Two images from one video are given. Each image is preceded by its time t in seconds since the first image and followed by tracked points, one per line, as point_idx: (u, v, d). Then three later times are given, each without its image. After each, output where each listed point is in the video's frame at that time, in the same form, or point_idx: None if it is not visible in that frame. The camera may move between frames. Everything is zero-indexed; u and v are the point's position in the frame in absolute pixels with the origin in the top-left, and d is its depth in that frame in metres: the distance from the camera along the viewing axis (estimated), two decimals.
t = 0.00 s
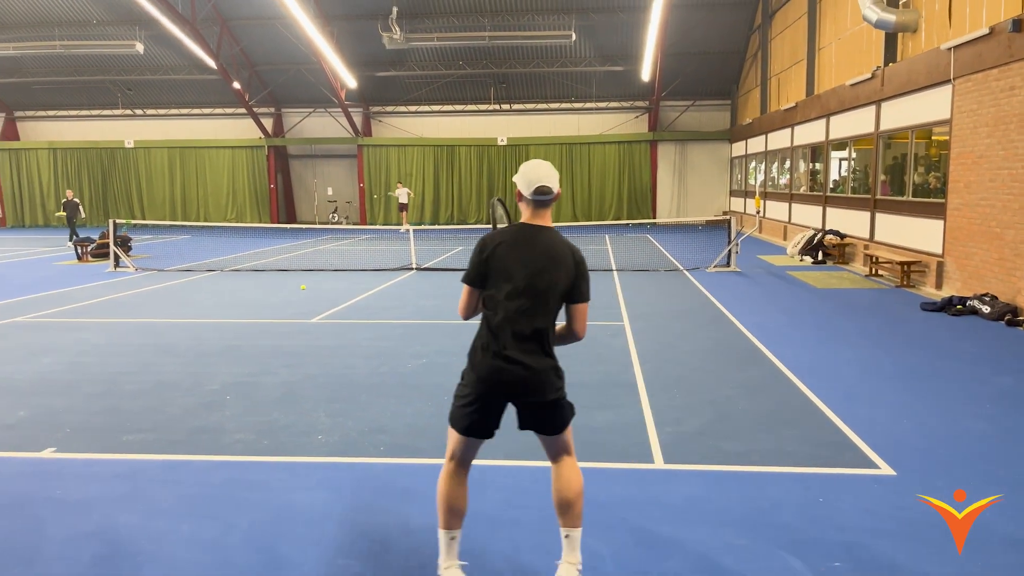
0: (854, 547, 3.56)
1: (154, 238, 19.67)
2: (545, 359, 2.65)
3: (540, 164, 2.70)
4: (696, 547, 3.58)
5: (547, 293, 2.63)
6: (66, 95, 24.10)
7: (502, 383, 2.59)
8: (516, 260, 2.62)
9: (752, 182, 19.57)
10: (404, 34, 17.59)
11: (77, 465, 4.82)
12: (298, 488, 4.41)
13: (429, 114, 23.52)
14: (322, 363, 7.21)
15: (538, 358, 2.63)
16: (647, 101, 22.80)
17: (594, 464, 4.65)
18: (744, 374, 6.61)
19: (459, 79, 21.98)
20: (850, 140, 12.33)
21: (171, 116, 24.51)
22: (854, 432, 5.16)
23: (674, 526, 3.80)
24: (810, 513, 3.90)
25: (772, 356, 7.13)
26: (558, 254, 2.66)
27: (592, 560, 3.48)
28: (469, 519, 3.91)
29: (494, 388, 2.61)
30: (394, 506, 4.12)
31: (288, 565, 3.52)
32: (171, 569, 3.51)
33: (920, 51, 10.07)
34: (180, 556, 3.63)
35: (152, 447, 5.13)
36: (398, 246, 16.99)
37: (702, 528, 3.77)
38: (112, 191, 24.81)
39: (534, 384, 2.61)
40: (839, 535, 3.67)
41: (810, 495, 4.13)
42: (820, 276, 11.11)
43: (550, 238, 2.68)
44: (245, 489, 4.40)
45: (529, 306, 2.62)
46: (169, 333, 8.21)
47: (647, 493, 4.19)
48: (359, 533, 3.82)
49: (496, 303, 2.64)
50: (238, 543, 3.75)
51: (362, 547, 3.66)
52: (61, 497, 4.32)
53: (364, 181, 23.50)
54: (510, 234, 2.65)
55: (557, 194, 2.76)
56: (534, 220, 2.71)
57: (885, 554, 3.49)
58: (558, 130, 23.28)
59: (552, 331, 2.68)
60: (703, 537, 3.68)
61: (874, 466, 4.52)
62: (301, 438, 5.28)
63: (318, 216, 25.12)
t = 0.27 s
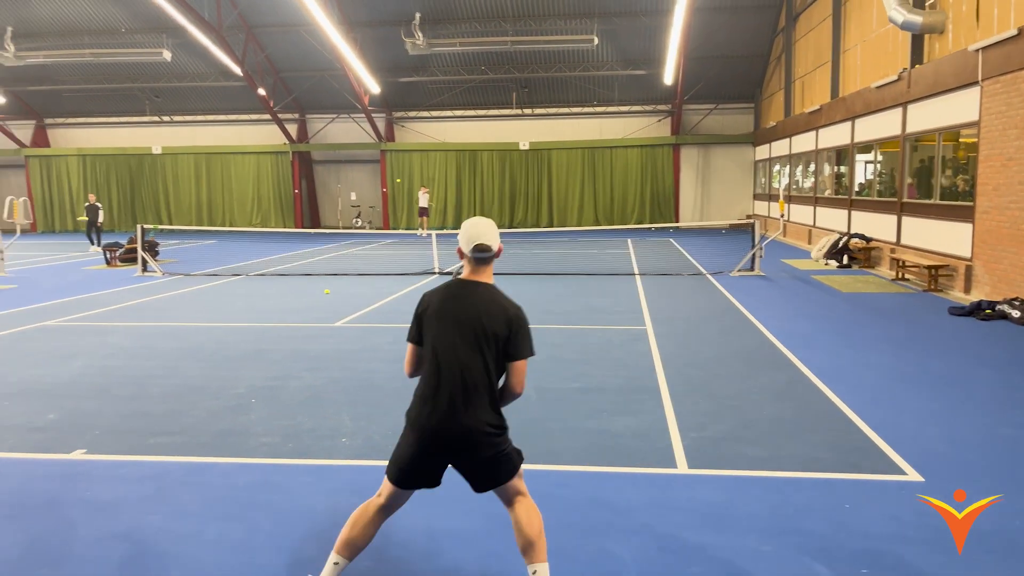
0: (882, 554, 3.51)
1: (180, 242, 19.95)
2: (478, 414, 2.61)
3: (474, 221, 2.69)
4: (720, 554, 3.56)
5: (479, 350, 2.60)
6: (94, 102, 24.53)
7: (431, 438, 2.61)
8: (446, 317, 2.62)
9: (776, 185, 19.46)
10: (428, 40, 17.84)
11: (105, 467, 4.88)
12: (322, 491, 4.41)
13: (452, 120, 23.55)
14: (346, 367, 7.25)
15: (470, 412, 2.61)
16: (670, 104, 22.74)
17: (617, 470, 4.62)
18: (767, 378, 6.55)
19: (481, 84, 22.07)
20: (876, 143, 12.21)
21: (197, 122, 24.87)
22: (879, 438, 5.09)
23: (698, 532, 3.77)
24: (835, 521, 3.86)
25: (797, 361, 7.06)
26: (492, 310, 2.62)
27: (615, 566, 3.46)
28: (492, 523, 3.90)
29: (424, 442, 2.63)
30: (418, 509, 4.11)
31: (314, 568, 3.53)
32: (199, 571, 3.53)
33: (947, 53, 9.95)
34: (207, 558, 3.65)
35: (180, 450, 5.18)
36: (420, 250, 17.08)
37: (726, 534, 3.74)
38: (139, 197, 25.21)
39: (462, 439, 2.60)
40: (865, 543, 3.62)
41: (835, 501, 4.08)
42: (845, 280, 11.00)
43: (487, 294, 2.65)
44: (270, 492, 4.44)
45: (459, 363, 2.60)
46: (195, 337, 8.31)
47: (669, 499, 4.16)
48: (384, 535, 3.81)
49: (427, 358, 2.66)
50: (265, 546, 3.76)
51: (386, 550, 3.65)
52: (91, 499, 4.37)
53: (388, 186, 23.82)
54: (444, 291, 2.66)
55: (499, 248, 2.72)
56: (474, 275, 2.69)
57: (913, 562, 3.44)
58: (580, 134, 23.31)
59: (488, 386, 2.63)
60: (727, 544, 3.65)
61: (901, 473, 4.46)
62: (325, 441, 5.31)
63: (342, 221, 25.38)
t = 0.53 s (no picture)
0: (914, 560, 3.45)
1: (208, 246, 20.21)
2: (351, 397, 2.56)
3: (384, 205, 2.69)
4: (748, 558, 3.50)
5: (361, 331, 2.57)
6: (124, 108, 24.93)
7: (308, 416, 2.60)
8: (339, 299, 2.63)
9: (803, 187, 19.29)
10: (452, 43, 17.83)
11: (137, 467, 4.80)
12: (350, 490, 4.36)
13: (476, 123, 23.80)
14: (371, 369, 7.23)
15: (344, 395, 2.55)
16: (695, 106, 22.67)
17: (644, 473, 4.56)
18: (796, 382, 6.45)
19: (505, 87, 22.14)
20: (905, 144, 12.07)
21: (225, 126, 25.18)
22: (910, 443, 5.00)
23: (727, 536, 3.71)
24: (867, 526, 3.78)
25: (825, 365, 6.95)
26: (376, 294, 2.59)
27: (643, 570, 3.41)
28: (519, 527, 3.86)
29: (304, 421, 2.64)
30: (444, 511, 4.07)
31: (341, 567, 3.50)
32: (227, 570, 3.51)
33: (978, 51, 9.82)
34: (237, 557, 3.61)
35: (209, 451, 5.10)
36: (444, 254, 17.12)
37: (755, 538, 3.68)
38: (167, 200, 25.57)
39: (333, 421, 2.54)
40: (898, 549, 3.55)
41: (865, 506, 4.01)
42: (875, 282, 10.85)
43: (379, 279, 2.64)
44: (299, 492, 4.36)
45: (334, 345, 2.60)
46: (223, 340, 8.35)
47: (696, 503, 4.10)
48: (411, 536, 3.78)
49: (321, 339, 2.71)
50: (293, 545, 3.73)
51: (414, 552, 3.62)
52: (122, 498, 4.32)
53: (413, 189, 24.01)
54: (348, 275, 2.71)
55: (408, 236, 2.73)
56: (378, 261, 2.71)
57: (947, 569, 3.37)
58: (604, 137, 23.30)
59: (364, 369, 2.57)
60: (755, 548, 3.59)
61: (932, 478, 4.38)
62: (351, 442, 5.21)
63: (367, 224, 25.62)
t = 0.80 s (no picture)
0: (926, 561, 3.44)
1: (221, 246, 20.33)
2: (228, 384, 2.67)
3: (297, 201, 2.80)
4: (761, 559, 3.49)
5: (239, 321, 2.66)
6: (138, 110, 25.11)
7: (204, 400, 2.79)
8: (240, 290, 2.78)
9: (816, 187, 19.21)
10: (463, 44, 17.80)
11: (151, 466, 4.82)
12: (361, 491, 4.37)
13: (487, 123, 23.83)
14: (383, 369, 7.24)
15: (224, 382, 2.68)
16: (707, 106, 22.62)
17: (657, 474, 4.54)
18: (808, 382, 6.41)
19: (517, 88, 22.14)
20: (920, 143, 12.01)
21: (237, 128, 25.32)
22: (924, 444, 4.97)
23: (738, 537, 3.70)
24: (880, 528, 3.75)
25: (838, 366, 6.91)
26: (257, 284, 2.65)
27: (656, 571, 3.40)
28: (531, 528, 3.86)
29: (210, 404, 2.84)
30: (456, 512, 4.08)
31: (354, 567, 3.50)
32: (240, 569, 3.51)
33: (993, 50, 9.76)
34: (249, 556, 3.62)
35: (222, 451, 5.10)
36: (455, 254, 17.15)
37: (767, 540, 3.66)
38: (181, 201, 25.73)
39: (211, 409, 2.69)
40: (912, 551, 3.52)
41: (878, 508, 3.98)
42: (888, 283, 10.80)
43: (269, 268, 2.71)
44: (311, 492, 4.37)
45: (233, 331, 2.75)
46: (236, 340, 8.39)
47: (709, 504, 4.08)
48: (422, 537, 3.78)
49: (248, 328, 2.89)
50: (304, 544, 3.74)
51: (425, 552, 3.62)
52: (136, 497, 4.33)
53: (424, 190, 24.09)
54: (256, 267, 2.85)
55: (312, 231, 2.76)
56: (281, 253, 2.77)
57: (960, 571, 3.35)
58: (616, 137, 23.30)
59: (238, 358, 2.65)
60: (768, 549, 3.58)
61: (947, 480, 4.34)
62: (363, 443, 5.20)
63: (379, 225, 25.69)
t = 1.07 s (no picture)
0: (937, 563, 3.42)
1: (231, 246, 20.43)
2: (139, 401, 2.84)
3: (233, 232, 2.89)
4: (769, 560, 3.47)
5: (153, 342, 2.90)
6: (148, 111, 25.24)
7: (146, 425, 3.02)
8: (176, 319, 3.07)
9: (826, 187, 19.15)
10: (472, 44, 17.80)
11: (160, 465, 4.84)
12: (369, 491, 4.37)
13: (495, 124, 23.85)
14: (392, 369, 7.25)
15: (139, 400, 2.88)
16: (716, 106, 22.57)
17: (665, 475, 4.53)
18: (818, 383, 6.39)
19: (526, 88, 22.15)
20: (930, 143, 11.95)
21: (247, 128, 25.42)
22: (934, 445, 4.93)
23: (747, 538, 3.68)
24: (890, 530, 3.72)
25: (848, 366, 6.88)
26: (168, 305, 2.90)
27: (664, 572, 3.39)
28: (539, 528, 3.85)
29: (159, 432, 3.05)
30: (464, 511, 4.08)
31: (362, 566, 3.50)
32: (248, 567, 3.52)
33: (1004, 49, 9.70)
34: (257, 555, 3.63)
35: (232, 451, 5.11)
36: (463, 254, 17.16)
37: (776, 541, 3.64)
38: (191, 201, 25.86)
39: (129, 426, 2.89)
40: (922, 553, 3.50)
41: (888, 509, 3.96)
42: (899, 283, 10.76)
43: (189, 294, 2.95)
44: (319, 492, 4.37)
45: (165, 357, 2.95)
46: (245, 340, 8.42)
47: (718, 505, 4.06)
48: (430, 537, 3.78)
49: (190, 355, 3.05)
50: (312, 543, 3.74)
51: (433, 552, 3.62)
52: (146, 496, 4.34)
53: (433, 190, 24.13)
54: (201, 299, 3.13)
55: (237, 265, 2.86)
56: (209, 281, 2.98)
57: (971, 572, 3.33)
58: (625, 137, 23.29)
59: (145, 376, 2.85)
60: (776, 550, 3.56)
61: (958, 481, 4.31)
62: (371, 443, 5.21)
63: (388, 225, 25.75)
